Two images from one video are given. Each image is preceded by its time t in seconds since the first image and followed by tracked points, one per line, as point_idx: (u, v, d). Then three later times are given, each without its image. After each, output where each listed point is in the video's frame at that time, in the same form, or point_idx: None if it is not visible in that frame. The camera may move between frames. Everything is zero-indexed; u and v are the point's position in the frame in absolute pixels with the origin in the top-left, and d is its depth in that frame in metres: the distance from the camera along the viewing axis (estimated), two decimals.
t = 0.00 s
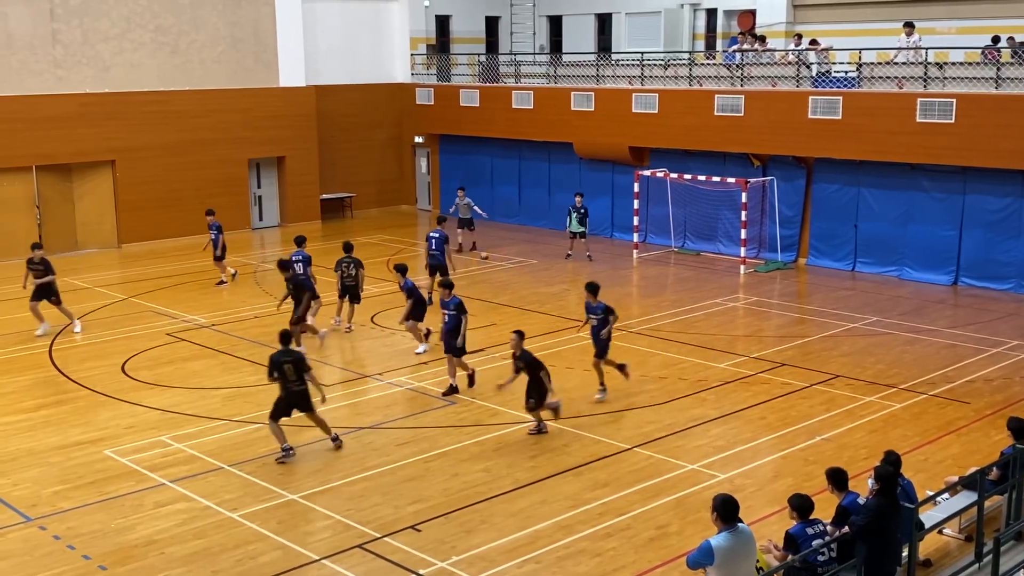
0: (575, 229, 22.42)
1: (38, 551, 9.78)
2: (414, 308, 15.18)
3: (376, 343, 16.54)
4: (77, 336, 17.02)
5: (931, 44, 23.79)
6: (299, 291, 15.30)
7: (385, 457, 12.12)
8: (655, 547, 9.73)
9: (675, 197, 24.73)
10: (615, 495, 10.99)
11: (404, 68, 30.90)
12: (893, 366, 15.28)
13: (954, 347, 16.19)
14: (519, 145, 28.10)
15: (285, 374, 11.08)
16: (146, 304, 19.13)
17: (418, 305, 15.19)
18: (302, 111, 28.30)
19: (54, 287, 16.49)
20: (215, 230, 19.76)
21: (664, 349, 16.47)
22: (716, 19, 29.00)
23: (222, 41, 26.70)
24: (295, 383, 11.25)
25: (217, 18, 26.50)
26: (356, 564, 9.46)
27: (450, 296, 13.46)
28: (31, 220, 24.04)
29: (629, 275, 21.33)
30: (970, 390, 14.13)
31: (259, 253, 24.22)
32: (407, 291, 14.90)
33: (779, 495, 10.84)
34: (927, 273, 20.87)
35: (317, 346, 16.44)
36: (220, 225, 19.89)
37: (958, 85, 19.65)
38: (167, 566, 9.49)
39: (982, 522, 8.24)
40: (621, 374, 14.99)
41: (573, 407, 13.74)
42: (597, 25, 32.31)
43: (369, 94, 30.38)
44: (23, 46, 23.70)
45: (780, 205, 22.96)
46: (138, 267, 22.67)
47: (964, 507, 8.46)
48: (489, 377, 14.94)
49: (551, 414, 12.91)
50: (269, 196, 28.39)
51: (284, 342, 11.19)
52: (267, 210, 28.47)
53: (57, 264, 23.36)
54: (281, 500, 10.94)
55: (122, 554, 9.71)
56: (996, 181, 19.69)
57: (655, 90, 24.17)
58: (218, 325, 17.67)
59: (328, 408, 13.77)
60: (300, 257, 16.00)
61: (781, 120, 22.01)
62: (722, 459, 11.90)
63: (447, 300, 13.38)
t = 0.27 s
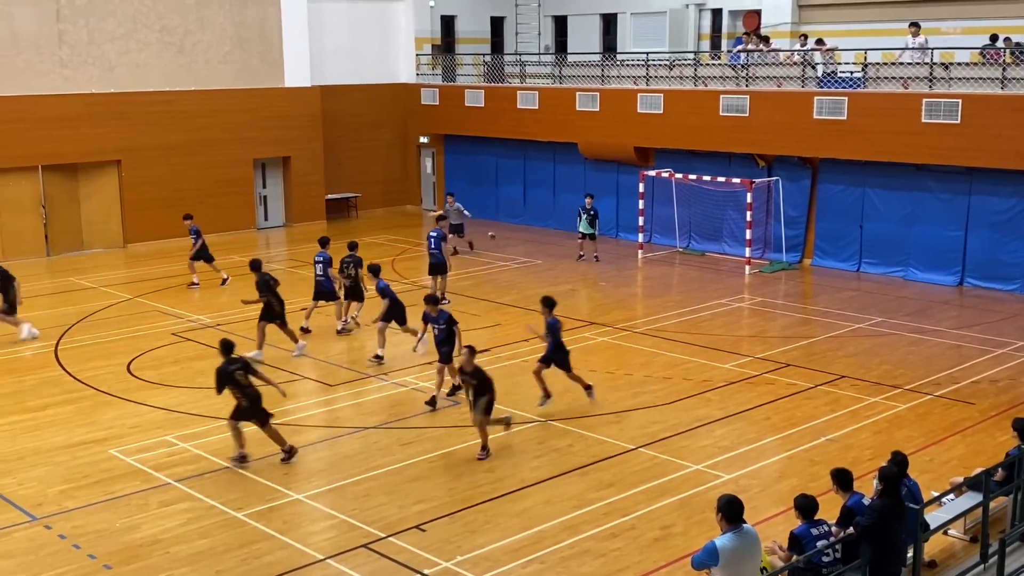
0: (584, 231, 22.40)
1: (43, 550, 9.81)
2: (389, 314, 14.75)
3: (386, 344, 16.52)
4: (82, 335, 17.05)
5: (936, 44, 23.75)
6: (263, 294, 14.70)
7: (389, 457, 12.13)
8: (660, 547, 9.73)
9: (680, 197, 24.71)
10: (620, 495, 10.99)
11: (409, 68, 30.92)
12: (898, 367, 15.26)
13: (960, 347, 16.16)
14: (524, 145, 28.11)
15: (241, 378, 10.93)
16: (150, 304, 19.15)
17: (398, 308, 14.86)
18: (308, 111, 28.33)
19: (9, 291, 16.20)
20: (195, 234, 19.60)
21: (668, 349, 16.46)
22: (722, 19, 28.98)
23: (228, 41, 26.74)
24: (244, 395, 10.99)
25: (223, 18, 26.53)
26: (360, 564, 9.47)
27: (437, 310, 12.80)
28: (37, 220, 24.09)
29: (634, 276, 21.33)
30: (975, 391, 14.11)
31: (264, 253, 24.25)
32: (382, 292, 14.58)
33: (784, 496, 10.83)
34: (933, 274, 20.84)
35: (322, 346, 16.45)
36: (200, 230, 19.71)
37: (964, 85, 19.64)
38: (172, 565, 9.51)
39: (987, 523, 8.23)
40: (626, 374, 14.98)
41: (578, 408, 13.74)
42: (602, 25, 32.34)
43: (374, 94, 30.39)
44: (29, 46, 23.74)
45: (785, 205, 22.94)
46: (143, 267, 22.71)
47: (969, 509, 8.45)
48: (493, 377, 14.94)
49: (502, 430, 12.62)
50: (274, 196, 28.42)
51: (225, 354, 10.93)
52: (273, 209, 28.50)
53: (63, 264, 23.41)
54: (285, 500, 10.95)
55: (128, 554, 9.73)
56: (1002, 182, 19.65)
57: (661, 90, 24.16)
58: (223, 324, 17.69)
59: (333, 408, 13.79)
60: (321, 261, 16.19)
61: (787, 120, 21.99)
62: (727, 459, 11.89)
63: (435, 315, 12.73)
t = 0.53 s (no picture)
0: (591, 232, 22.34)
1: (50, 548, 9.84)
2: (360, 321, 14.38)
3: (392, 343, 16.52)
4: (89, 334, 17.08)
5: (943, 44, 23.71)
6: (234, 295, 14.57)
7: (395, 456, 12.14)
8: (666, 547, 9.72)
9: (686, 197, 24.69)
10: (625, 495, 10.98)
11: (415, 67, 30.92)
12: (904, 367, 15.22)
13: (966, 348, 16.12)
14: (530, 144, 28.10)
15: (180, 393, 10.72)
16: (157, 303, 19.17)
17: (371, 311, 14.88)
18: (314, 111, 28.34)
19: None
20: (171, 234, 19.48)
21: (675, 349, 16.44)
22: (728, 18, 28.95)
23: (234, 41, 26.77)
24: (189, 409, 10.80)
25: (230, 18, 26.57)
26: (366, 563, 9.48)
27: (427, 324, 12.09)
28: (44, 219, 24.15)
29: (640, 275, 21.31)
30: (982, 391, 14.07)
31: (270, 252, 24.28)
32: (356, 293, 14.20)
33: (790, 496, 10.81)
34: (940, 274, 20.79)
35: (327, 345, 16.46)
36: (176, 229, 19.59)
37: (971, 85, 19.59)
38: (179, 564, 9.53)
39: (994, 523, 8.22)
40: (632, 374, 14.97)
41: (584, 407, 13.73)
42: (608, 25, 32.32)
43: (381, 94, 30.41)
44: (37, 45, 23.79)
45: (792, 205, 22.91)
46: (150, 266, 22.75)
47: (976, 509, 8.44)
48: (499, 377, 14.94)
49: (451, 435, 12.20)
50: (281, 195, 28.46)
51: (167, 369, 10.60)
52: (279, 208, 28.54)
53: (70, 263, 23.46)
54: (291, 499, 10.97)
55: (134, 552, 9.75)
56: (1010, 182, 19.60)
57: (667, 90, 24.14)
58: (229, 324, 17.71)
59: (339, 407, 13.80)
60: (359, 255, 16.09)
61: (794, 120, 21.95)
62: (733, 459, 11.88)
63: (422, 328, 12.02)
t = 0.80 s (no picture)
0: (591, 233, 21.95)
1: (59, 547, 9.87)
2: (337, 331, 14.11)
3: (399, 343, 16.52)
4: (97, 333, 17.12)
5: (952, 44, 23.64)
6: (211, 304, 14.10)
7: (403, 456, 12.15)
8: (674, 547, 9.71)
9: (695, 197, 24.66)
10: (633, 495, 10.97)
11: (423, 67, 30.94)
12: (913, 368, 15.18)
13: (975, 348, 16.07)
14: (538, 144, 28.09)
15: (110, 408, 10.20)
16: (165, 302, 19.21)
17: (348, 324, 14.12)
18: (322, 110, 28.37)
19: None
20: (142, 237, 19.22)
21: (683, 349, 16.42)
22: (737, 18, 28.90)
23: (243, 41, 26.82)
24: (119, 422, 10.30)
25: (238, 18, 26.62)
26: (374, 562, 9.49)
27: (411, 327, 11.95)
28: (53, 218, 24.22)
29: (648, 275, 21.29)
30: (991, 392, 14.03)
31: (278, 252, 24.31)
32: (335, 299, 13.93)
33: (798, 496, 10.79)
34: (948, 274, 20.74)
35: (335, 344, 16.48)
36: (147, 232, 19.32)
37: (980, 85, 19.53)
38: (187, 562, 9.55)
39: (1003, 524, 8.20)
40: (640, 374, 14.96)
41: (591, 407, 13.72)
42: (616, 24, 32.29)
43: (389, 93, 30.43)
44: (46, 45, 23.85)
45: (801, 205, 22.86)
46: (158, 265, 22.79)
47: (985, 510, 8.42)
48: (507, 377, 14.93)
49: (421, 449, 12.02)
50: (289, 194, 28.49)
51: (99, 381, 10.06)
52: (287, 208, 28.57)
53: (79, 262, 23.52)
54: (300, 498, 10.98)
55: (142, 551, 9.77)
56: (1019, 182, 19.53)
57: (675, 90, 24.11)
58: (238, 323, 17.73)
59: (347, 407, 13.81)
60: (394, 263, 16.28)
61: (802, 120, 21.90)
62: (741, 459, 11.86)
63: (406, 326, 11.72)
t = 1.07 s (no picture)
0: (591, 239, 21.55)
1: (69, 545, 9.91)
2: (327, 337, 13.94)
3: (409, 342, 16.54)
4: (108, 333, 17.19)
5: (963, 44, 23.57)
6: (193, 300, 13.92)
7: (412, 456, 12.17)
8: (683, 548, 9.70)
9: (704, 197, 24.63)
10: (642, 496, 10.96)
11: (432, 67, 30.98)
12: (923, 369, 15.14)
13: (986, 349, 16.02)
14: (547, 144, 28.08)
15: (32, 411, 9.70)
16: (176, 301, 19.28)
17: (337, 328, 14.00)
18: (331, 111, 28.42)
19: None
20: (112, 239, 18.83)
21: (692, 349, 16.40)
22: (747, 18, 28.86)
23: (253, 41, 26.89)
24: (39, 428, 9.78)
25: (248, 18, 26.70)
26: (383, 561, 9.50)
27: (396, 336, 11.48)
28: (64, 218, 24.30)
29: (658, 276, 21.28)
30: (1002, 393, 13.98)
31: (288, 251, 24.36)
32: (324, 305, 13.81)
33: (808, 497, 10.77)
34: (959, 275, 20.67)
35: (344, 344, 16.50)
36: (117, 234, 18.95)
37: (991, 85, 19.47)
38: (197, 561, 9.58)
39: (1014, 526, 8.17)
40: (649, 374, 14.95)
41: (600, 407, 13.72)
42: (626, 24, 32.27)
43: (399, 94, 30.46)
44: (57, 45, 23.94)
45: (811, 205, 22.81)
46: (168, 265, 22.85)
47: (996, 511, 8.38)
48: (517, 376, 14.94)
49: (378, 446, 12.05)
50: (298, 194, 28.54)
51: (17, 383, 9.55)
52: (297, 208, 28.62)
53: (89, 261, 23.59)
54: (309, 497, 11.00)
55: (151, 550, 9.80)
56: None
57: (685, 90, 24.08)
58: (247, 322, 17.77)
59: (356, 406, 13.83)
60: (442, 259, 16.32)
61: (813, 120, 21.85)
62: (751, 460, 11.84)
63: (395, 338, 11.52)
